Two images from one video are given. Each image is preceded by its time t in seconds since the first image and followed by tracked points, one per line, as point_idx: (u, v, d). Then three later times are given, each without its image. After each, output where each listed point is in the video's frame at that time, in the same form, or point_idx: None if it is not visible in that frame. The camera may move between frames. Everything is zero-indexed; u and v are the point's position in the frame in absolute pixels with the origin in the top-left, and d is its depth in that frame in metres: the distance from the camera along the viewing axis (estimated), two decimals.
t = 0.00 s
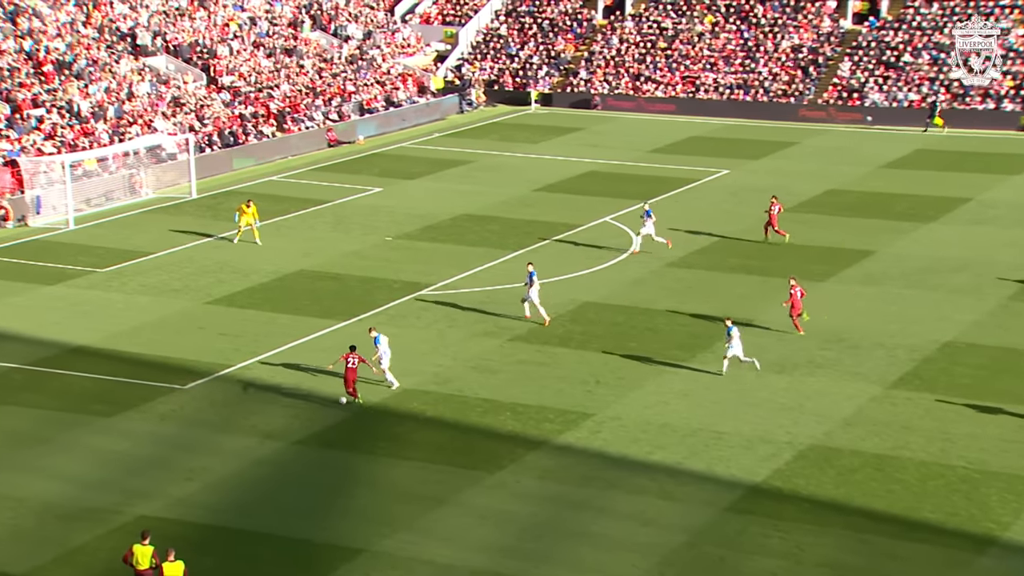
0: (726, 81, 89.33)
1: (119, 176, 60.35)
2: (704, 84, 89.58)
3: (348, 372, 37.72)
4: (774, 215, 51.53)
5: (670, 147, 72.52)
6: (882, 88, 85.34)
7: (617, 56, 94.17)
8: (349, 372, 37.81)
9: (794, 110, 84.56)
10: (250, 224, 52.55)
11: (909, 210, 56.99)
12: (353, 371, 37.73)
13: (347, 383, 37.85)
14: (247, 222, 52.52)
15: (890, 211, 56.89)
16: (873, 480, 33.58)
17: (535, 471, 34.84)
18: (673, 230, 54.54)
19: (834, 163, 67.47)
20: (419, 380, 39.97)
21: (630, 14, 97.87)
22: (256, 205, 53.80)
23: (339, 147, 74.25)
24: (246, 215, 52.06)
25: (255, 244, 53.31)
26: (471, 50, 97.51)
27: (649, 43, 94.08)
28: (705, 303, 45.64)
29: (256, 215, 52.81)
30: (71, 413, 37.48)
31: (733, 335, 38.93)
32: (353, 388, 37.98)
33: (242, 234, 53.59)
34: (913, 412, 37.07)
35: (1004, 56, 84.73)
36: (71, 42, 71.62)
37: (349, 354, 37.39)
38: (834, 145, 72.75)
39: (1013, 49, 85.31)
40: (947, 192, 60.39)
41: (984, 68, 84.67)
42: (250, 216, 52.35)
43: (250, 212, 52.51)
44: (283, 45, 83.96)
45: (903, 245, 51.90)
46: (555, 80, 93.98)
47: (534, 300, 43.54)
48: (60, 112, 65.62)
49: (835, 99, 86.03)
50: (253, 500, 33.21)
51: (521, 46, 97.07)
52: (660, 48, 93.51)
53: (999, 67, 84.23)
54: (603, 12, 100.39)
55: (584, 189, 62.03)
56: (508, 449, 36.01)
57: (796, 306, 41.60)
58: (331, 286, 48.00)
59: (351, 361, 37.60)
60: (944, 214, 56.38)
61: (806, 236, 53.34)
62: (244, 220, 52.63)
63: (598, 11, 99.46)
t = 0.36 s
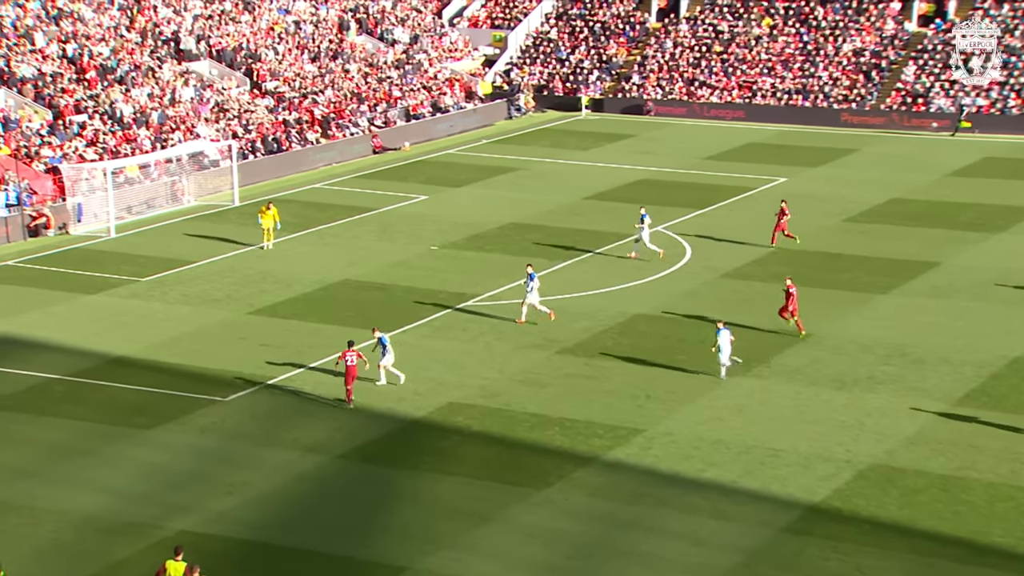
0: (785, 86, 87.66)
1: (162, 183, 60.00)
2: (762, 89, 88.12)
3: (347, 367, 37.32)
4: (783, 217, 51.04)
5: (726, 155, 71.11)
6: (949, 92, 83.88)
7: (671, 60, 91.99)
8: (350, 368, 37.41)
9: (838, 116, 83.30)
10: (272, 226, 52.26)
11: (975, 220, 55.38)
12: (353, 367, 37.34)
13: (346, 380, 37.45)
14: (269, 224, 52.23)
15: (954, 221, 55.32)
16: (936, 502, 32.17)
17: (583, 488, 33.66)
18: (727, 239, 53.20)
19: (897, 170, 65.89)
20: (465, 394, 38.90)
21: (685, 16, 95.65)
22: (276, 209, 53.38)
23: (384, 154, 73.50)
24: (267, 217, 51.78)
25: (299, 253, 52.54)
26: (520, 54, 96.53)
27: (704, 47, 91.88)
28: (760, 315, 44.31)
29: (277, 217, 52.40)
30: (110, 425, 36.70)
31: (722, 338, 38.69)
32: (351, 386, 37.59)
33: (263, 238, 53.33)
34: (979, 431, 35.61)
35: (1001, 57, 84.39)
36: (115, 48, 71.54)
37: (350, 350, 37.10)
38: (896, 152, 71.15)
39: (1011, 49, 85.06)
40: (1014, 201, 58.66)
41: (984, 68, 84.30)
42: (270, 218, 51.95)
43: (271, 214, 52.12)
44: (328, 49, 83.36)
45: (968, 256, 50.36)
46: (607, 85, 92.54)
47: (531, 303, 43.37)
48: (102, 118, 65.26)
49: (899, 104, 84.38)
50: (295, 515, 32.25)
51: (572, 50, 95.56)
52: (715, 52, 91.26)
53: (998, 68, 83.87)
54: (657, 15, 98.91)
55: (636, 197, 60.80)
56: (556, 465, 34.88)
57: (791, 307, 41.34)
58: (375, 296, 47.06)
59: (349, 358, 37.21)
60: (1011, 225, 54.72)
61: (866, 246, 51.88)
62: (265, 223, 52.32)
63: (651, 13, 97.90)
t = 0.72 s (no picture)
0: (838, 87, 84.55)
1: (189, 187, 58.95)
2: (813, 90, 84.92)
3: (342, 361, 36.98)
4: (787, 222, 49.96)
5: (776, 159, 69.41)
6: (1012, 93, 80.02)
7: (717, 60, 89.76)
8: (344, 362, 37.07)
9: (892, 117, 80.60)
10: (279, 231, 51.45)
11: None
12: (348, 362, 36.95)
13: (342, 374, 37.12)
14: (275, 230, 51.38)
15: (1013, 229, 53.48)
16: (998, 524, 30.50)
17: (624, 506, 32.18)
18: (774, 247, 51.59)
19: (953, 175, 64.07)
20: (501, 407, 37.50)
21: (734, 14, 93.66)
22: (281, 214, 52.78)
23: (418, 158, 72.23)
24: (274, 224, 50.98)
25: (333, 260, 51.34)
26: (560, 53, 95.16)
27: (752, 46, 89.57)
28: (808, 326, 42.71)
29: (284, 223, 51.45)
30: (135, 437, 35.54)
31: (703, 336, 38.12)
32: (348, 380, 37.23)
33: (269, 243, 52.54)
34: None
35: (1004, 57, 83.26)
36: (142, 48, 70.78)
37: (346, 344, 36.70)
38: (952, 156, 69.30)
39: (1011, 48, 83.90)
40: None
41: (982, 68, 82.99)
42: (277, 223, 51.39)
43: (278, 220, 51.36)
44: (362, 49, 82.17)
45: None
46: (650, 86, 90.04)
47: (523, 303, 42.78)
48: (129, 119, 64.25)
49: (959, 105, 80.94)
50: (323, 532, 30.92)
51: (614, 49, 93.67)
52: (765, 52, 88.75)
53: (999, 68, 82.67)
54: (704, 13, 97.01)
55: (680, 203, 59.25)
56: (595, 481, 33.40)
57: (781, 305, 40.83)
58: (410, 304, 45.78)
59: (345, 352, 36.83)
60: None
61: (920, 254, 50.18)
62: (271, 228, 51.51)
63: (698, 11, 95.85)
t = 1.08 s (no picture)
0: (887, 87, 82.06)
1: (215, 190, 58.01)
2: (861, 90, 82.69)
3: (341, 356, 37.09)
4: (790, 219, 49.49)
5: (821, 161, 67.80)
6: None
7: (762, 59, 87.35)
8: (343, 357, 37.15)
9: (945, 117, 78.72)
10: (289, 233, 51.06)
11: None
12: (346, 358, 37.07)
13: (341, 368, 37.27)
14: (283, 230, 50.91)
15: None
16: None
17: (662, 522, 30.82)
18: (821, 253, 50.13)
19: (1006, 180, 62.29)
20: (535, 418, 36.21)
21: (778, 10, 90.89)
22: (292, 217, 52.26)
23: (449, 159, 71.03)
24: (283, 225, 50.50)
25: (363, 265, 50.17)
26: (597, 52, 92.82)
27: (799, 44, 87.03)
28: (855, 336, 41.24)
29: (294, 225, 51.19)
30: (157, 448, 34.48)
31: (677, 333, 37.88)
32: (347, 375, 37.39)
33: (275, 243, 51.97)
34: None
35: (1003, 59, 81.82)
36: (167, 48, 69.82)
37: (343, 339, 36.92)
38: (1009, 160, 67.40)
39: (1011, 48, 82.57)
40: None
41: (984, 68, 81.52)
42: (286, 226, 50.89)
43: (287, 222, 51.00)
44: (394, 46, 81.01)
45: None
46: (692, 85, 88.06)
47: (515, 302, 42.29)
48: (153, 120, 63.46)
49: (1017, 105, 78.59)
50: (348, 547, 29.70)
51: (653, 47, 91.24)
52: (810, 49, 86.24)
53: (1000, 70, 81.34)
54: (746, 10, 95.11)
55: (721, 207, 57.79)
56: (633, 496, 32.06)
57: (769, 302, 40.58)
58: (442, 311, 44.59)
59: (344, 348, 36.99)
60: None
61: (973, 263, 48.56)
62: (280, 231, 51.05)
63: (742, 8, 94.07)
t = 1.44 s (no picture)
0: (930, 87, 81.24)
1: (239, 193, 57.53)
2: (902, 89, 81.69)
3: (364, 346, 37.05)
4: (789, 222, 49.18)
5: (860, 163, 66.74)
6: None
7: (800, 59, 85.93)
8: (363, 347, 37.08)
9: (990, 117, 77.57)
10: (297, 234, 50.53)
11: None
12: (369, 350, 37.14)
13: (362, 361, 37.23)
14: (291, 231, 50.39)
15: None
16: None
17: (696, 534, 29.85)
18: (859, 258, 49.12)
19: None
20: (565, 426, 35.35)
21: (816, 9, 89.63)
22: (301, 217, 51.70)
23: (478, 161, 70.32)
24: (291, 227, 49.89)
25: (392, 269, 49.46)
26: (631, 51, 91.60)
27: (837, 43, 85.56)
28: (894, 343, 40.23)
29: (302, 225, 50.65)
30: (178, 455, 33.78)
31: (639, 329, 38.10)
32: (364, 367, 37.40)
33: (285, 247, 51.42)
34: None
35: (1005, 58, 81.36)
36: (191, 47, 69.39)
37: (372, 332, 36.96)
38: None
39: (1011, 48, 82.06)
40: None
41: (983, 68, 81.24)
42: (295, 226, 50.31)
43: (294, 223, 50.42)
44: (421, 46, 80.40)
45: None
46: (727, 86, 87.08)
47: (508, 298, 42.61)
48: (176, 122, 62.77)
49: None
50: (373, 558, 28.86)
51: (688, 47, 90.07)
52: (851, 49, 84.74)
53: (999, 69, 80.94)
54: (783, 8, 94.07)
55: (756, 210, 56.84)
56: (666, 506, 31.12)
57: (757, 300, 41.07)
58: (471, 317, 43.77)
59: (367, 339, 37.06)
60: None
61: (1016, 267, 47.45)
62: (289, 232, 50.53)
63: (779, 6, 92.87)
